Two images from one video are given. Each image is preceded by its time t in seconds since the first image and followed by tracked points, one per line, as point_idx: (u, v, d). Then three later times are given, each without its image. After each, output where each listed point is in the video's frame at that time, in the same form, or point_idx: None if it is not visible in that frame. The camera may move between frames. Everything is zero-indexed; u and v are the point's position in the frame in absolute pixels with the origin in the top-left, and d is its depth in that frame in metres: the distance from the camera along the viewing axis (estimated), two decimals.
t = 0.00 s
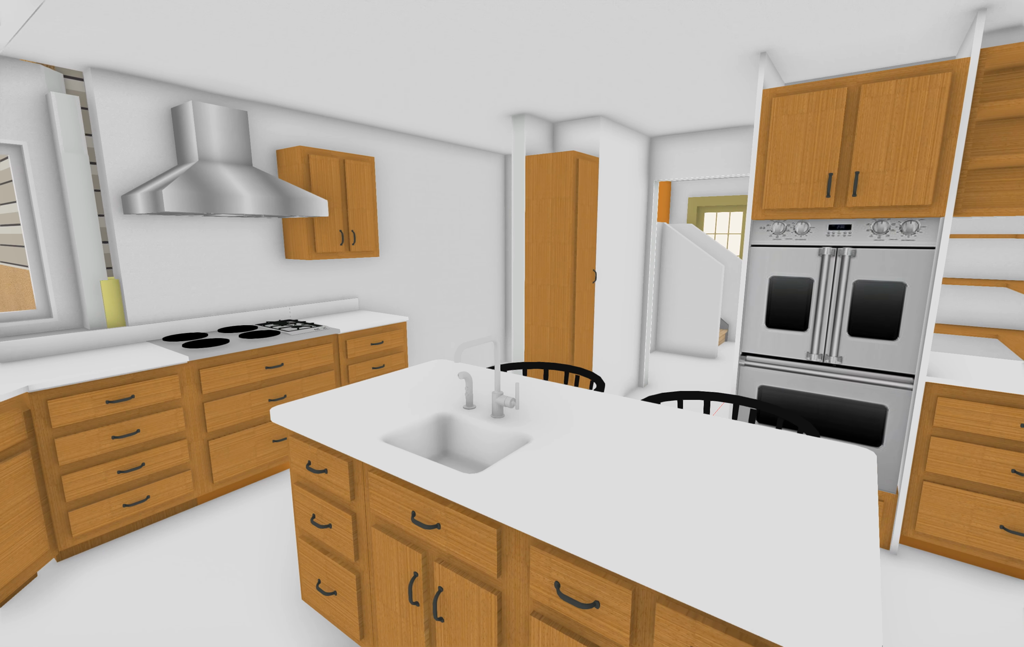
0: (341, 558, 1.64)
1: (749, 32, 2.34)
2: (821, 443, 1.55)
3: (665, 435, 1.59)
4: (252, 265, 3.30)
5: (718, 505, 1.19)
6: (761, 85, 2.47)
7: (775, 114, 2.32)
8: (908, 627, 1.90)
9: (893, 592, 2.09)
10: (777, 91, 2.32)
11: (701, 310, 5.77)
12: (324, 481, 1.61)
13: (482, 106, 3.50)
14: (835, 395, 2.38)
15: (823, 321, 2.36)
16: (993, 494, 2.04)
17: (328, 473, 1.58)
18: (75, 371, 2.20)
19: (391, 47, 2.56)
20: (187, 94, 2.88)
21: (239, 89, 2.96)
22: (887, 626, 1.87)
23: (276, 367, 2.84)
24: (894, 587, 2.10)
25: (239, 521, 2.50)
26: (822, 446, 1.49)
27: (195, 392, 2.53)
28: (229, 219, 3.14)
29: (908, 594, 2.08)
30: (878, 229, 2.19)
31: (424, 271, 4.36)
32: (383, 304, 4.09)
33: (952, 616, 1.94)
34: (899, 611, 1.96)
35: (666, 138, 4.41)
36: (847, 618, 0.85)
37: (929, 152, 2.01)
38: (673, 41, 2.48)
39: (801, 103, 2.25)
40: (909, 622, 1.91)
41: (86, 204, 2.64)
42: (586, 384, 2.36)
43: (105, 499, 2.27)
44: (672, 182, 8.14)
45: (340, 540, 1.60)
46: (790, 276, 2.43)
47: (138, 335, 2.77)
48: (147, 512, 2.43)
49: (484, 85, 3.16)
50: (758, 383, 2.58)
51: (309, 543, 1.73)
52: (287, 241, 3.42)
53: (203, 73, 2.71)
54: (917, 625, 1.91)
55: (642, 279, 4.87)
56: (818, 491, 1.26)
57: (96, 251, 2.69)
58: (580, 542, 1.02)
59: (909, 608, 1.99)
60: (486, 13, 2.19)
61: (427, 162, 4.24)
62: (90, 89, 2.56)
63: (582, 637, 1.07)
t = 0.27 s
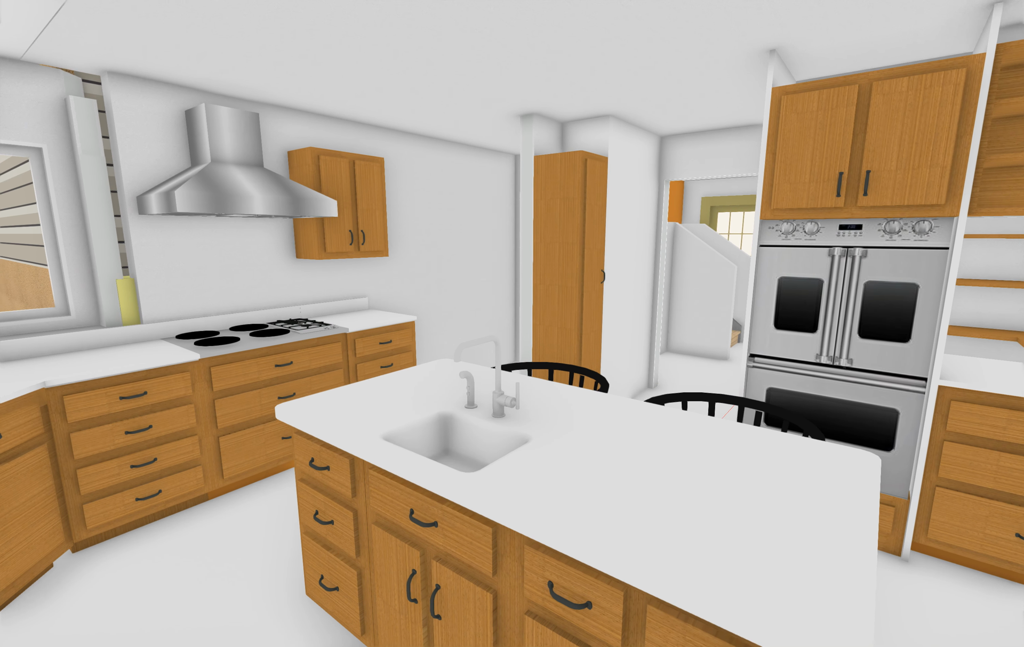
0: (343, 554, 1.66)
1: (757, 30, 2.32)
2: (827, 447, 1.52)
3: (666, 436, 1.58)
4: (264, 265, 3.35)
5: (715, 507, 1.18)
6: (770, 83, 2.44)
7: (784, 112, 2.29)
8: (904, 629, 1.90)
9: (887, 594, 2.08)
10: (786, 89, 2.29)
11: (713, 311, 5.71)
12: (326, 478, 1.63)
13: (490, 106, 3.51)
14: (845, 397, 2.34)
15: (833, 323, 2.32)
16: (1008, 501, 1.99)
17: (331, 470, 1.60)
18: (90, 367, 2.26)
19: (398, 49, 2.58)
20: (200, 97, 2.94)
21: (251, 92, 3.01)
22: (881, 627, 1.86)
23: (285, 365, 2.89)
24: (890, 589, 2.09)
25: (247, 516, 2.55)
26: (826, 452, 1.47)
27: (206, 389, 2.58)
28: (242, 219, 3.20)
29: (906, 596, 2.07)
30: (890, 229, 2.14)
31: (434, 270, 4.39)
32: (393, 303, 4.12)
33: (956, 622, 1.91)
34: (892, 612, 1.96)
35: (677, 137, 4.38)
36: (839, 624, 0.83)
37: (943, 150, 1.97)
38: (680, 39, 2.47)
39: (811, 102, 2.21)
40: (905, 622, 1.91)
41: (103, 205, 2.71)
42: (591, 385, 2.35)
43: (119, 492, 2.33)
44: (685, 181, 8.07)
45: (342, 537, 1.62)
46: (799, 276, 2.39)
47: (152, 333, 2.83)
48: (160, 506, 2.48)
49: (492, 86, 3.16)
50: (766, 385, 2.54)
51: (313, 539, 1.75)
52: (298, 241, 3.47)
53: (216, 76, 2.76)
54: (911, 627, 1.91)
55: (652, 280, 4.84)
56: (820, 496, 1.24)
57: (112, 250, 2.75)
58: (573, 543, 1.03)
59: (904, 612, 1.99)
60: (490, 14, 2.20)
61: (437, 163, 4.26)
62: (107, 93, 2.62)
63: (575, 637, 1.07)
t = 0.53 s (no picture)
0: (345, 551, 1.68)
1: (766, 27, 2.29)
2: (832, 451, 1.50)
3: (667, 439, 1.57)
4: (275, 265, 3.40)
5: (711, 510, 1.17)
6: (779, 81, 2.41)
7: (794, 111, 2.26)
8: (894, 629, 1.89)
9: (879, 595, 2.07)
10: (795, 87, 2.25)
11: (725, 312, 5.64)
12: (329, 475, 1.65)
13: (498, 106, 3.52)
14: (855, 400, 2.30)
15: (843, 325, 2.28)
16: None
17: (333, 468, 1.62)
18: (105, 364, 2.32)
19: (406, 51, 2.60)
20: (213, 100, 3.00)
21: (263, 94, 3.06)
22: (873, 627, 1.86)
23: (294, 364, 2.92)
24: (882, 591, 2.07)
25: (256, 511, 2.59)
26: (829, 457, 1.45)
27: (217, 386, 2.63)
28: (253, 219, 3.25)
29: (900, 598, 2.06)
30: (902, 229, 2.10)
31: (443, 270, 4.41)
32: (402, 303, 4.15)
33: (966, 630, 1.87)
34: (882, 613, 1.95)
35: (688, 137, 4.34)
36: (831, 630, 0.82)
37: (957, 148, 1.92)
38: (688, 38, 2.44)
39: (821, 100, 2.18)
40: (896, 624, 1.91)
41: (119, 206, 2.78)
42: (596, 385, 2.35)
43: (132, 486, 2.39)
44: (698, 181, 8.00)
45: (344, 533, 1.64)
46: (808, 277, 2.35)
47: (166, 331, 2.89)
48: (171, 500, 2.54)
49: (500, 86, 3.17)
50: (775, 387, 2.51)
51: (316, 536, 1.78)
52: (309, 241, 3.51)
53: (228, 79, 2.81)
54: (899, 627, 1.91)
55: (662, 280, 4.80)
56: (820, 502, 1.22)
57: (128, 250, 2.82)
58: (565, 542, 1.03)
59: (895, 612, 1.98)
60: (495, 15, 2.20)
61: (447, 163, 4.28)
62: (123, 96, 2.69)
63: (567, 638, 1.07)
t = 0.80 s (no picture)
0: (347, 547, 1.70)
1: (775, 25, 2.25)
2: (837, 456, 1.47)
3: (668, 441, 1.56)
4: (286, 264, 3.45)
5: (708, 512, 1.16)
6: (789, 79, 2.37)
7: (803, 109, 2.23)
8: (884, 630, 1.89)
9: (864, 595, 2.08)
10: (805, 85, 2.22)
11: (737, 313, 5.57)
12: (331, 472, 1.67)
13: (507, 106, 3.52)
14: (865, 404, 2.25)
15: (853, 326, 2.24)
16: None
17: (336, 465, 1.64)
18: (120, 361, 2.37)
19: (413, 52, 2.62)
20: (226, 102, 3.05)
21: (274, 96, 3.10)
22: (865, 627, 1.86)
23: (303, 362, 2.96)
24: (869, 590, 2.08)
25: (264, 507, 2.63)
26: (832, 462, 1.43)
27: (227, 383, 2.67)
28: (265, 220, 3.30)
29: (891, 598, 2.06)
30: (914, 229, 2.05)
31: (452, 270, 4.43)
32: (411, 303, 4.18)
33: (977, 640, 1.83)
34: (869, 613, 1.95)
35: (699, 136, 4.30)
36: (821, 636, 0.81)
37: (971, 146, 1.88)
38: (696, 36, 2.42)
39: (831, 97, 2.14)
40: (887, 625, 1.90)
41: (135, 206, 2.84)
42: (600, 386, 2.34)
43: (144, 481, 2.44)
44: (712, 180, 7.92)
45: (346, 530, 1.66)
46: (818, 277, 2.32)
47: (179, 329, 2.96)
48: (183, 495, 2.59)
49: (508, 86, 3.17)
50: (783, 389, 2.48)
51: (319, 532, 1.80)
52: (319, 241, 3.55)
53: (240, 81, 2.86)
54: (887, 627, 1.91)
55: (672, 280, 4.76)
56: (819, 508, 1.20)
57: (143, 250, 2.88)
58: (557, 542, 1.03)
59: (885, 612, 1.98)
60: (500, 15, 2.21)
61: (457, 163, 4.30)
62: (139, 99, 2.75)
63: (560, 638, 1.07)
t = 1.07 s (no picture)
0: (349, 544, 1.72)
1: (785, 22, 2.22)
2: (842, 460, 1.45)
3: (669, 443, 1.55)
4: (296, 264, 3.49)
5: (704, 516, 1.15)
6: (799, 77, 2.34)
7: (813, 107, 2.19)
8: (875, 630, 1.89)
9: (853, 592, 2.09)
10: (815, 82, 2.19)
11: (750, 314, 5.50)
12: (334, 469, 1.70)
13: (515, 106, 3.53)
14: (876, 407, 2.21)
15: (863, 328, 2.20)
16: None
17: (338, 462, 1.66)
18: (134, 358, 2.43)
19: (420, 53, 2.64)
20: (239, 104, 3.10)
21: (285, 98, 3.15)
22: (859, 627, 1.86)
23: (312, 360, 3.00)
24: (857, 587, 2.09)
25: (273, 503, 2.68)
26: (836, 467, 1.40)
27: (238, 381, 2.72)
28: (276, 220, 3.35)
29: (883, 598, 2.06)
30: (927, 228, 2.01)
31: (462, 270, 4.45)
32: (420, 302, 4.21)
33: None
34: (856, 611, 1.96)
35: (710, 135, 4.25)
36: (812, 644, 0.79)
37: (986, 144, 1.83)
38: (704, 35, 2.40)
39: (842, 95, 2.11)
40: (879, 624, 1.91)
41: (150, 207, 2.91)
42: (605, 387, 2.33)
43: (157, 475, 2.50)
44: (725, 179, 7.84)
45: (348, 526, 1.67)
46: (828, 278, 2.28)
47: (192, 327, 3.01)
48: (194, 490, 2.64)
49: (516, 87, 3.18)
50: (791, 391, 2.44)
51: (323, 528, 1.82)
52: (329, 241, 3.59)
53: (252, 84, 2.91)
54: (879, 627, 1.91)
55: (683, 281, 4.72)
56: (819, 515, 1.18)
57: (157, 250, 2.95)
58: (550, 542, 1.03)
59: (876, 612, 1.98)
60: (505, 16, 2.21)
61: (466, 164, 4.32)
62: (154, 102, 2.81)
63: (553, 637, 1.07)
